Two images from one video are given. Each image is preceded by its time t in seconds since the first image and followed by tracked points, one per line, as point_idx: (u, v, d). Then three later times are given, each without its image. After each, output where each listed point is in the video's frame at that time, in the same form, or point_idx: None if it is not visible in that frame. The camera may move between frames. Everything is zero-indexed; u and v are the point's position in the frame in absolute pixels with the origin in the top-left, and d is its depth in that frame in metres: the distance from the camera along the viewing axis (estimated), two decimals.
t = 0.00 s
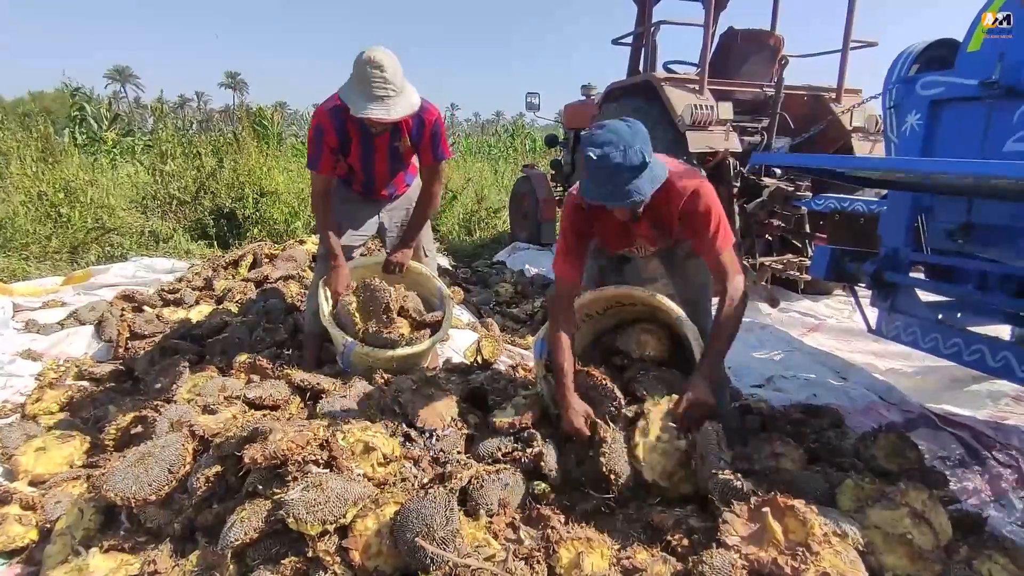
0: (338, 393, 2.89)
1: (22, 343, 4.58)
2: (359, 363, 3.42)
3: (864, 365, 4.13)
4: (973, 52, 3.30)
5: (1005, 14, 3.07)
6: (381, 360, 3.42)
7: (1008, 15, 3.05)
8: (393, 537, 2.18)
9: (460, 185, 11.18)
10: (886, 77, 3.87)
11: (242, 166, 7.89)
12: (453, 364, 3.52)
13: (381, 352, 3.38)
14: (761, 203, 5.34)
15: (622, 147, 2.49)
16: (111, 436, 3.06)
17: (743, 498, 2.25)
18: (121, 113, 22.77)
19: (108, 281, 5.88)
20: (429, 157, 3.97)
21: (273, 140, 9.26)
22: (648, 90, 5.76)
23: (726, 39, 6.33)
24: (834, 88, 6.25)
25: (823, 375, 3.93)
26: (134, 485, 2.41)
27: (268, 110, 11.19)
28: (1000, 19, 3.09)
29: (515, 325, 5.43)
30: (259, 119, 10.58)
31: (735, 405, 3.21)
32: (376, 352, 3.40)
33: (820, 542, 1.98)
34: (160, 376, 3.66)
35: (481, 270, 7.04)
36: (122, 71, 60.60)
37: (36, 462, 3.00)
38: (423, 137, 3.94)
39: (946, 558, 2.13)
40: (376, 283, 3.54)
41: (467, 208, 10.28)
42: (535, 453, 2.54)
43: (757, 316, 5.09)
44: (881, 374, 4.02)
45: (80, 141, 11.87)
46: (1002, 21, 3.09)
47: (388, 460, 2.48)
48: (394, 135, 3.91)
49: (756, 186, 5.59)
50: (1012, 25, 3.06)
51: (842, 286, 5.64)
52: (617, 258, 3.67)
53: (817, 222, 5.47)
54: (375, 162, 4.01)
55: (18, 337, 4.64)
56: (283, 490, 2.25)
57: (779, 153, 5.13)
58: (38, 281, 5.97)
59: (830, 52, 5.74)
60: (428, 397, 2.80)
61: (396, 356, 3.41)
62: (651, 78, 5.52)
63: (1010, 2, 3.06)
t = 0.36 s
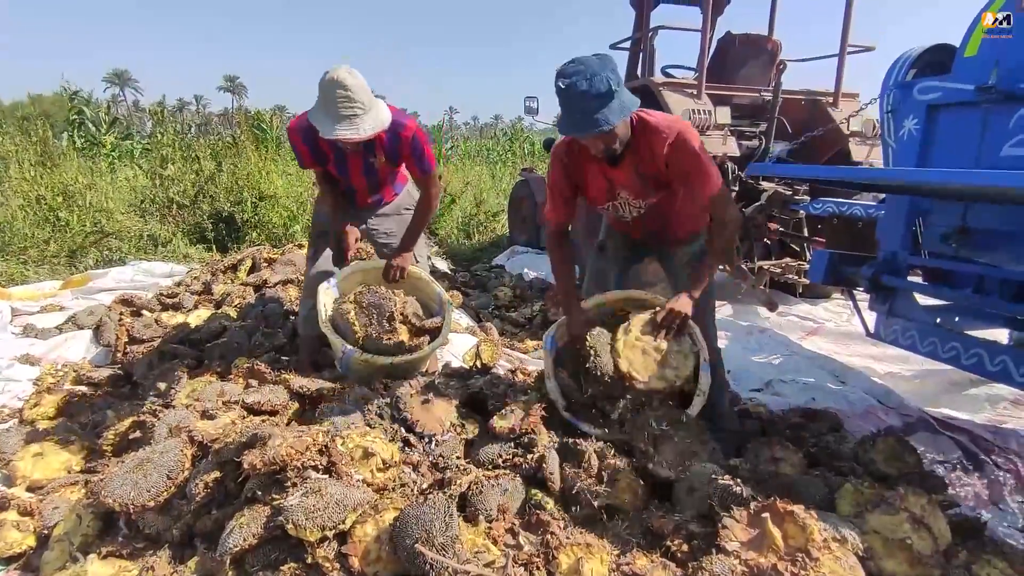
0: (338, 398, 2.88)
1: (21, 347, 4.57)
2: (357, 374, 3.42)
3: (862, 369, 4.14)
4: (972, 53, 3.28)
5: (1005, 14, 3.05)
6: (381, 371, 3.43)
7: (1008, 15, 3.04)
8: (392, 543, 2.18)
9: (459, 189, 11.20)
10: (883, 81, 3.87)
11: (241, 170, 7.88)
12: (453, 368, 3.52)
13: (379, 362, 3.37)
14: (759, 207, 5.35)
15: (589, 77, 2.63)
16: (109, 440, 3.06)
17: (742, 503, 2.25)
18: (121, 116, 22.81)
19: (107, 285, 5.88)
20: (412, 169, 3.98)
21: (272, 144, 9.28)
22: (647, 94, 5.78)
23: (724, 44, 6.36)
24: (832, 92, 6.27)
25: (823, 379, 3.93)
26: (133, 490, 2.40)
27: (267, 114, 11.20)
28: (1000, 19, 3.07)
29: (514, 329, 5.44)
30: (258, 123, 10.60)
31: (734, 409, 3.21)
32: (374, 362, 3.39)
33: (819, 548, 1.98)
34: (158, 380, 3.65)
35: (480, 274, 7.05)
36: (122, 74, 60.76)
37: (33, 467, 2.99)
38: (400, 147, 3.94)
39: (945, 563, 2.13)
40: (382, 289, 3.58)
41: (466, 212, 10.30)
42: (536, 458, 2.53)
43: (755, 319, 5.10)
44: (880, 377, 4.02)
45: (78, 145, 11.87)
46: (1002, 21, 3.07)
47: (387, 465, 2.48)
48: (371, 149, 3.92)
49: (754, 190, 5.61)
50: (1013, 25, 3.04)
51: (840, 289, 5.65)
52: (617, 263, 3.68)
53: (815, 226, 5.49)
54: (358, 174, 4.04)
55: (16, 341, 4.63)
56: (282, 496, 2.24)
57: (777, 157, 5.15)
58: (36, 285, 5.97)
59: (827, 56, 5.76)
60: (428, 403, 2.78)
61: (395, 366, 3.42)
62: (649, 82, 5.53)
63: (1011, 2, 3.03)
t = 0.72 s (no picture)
0: (338, 403, 2.89)
1: (20, 351, 4.58)
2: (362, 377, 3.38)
3: (862, 373, 4.15)
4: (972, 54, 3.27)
5: (1005, 14, 3.04)
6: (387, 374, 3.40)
7: (1008, 16, 3.03)
8: (392, 549, 2.18)
9: (459, 192, 11.22)
10: (881, 86, 3.88)
11: (241, 174, 7.89)
12: (453, 373, 3.52)
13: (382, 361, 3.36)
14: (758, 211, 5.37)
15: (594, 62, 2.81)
16: (109, 444, 3.06)
17: (741, 508, 2.26)
18: (120, 119, 22.83)
19: (107, 289, 5.88)
20: (407, 191, 4.11)
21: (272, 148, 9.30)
22: (646, 98, 5.80)
23: (723, 48, 6.38)
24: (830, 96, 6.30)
25: (822, 383, 3.93)
26: (133, 496, 2.40)
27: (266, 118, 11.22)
28: (1000, 19, 3.06)
29: (514, 333, 5.46)
30: (259, 127, 10.64)
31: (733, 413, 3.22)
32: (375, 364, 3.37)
33: (819, 553, 1.99)
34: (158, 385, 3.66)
35: (479, 277, 7.06)
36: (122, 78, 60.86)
37: (32, 471, 2.99)
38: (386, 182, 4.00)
39: (945, 567, 2.14)
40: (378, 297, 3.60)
41: (465, 216, 10.32)
42: (536, 464, 2.53)
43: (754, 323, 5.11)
44: (879, 381, 4.03)
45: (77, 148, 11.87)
46: (1003, 22, 3.06)
47: (387, 470, 2.47)
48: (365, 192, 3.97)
49: (753, 194, 5.63)
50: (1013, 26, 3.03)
51: (839, 293, 5.66)
52: (618, 270, 3.69)
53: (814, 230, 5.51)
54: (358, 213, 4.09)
55: (15, 346, 4.63)
56: (283, 501, 2.24)
57: (776, 161, 5.16)
58: (36, 289, 5.97)
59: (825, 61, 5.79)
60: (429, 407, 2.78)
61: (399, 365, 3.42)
62: (648, 87, 5.55)
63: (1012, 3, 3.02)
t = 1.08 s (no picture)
0: (337, 407, 2.88)
1: (18, 355, 4.57)
2: (362, 356, 3.41)
3: (860, 375, 4.15)
4: (971, 54, 3.26)
5: (1005, 14, 3.04)
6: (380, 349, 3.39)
7: (1008, 16, 3.02)
8: (391, 553, 2.17)
9: (457, 195, 11.25)
10: (877, 89, 3.87)
11: (240, 178, 7.89)
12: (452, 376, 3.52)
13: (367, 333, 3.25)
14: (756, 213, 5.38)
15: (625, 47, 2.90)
16: (107, 449, 3.06)
17: (740, 511, 2.25)
18: (119, 123, 22.87)
19: (105, 293, 5.88)
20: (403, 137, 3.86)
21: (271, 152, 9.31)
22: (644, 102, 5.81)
23: (720, 52, 6.40)
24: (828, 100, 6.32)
25: (821, 386, 3.93)
26: (131, 501, 2.40)
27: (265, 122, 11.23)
28: (1000, 19, 3.06)
29: (513, 337, 5.46)
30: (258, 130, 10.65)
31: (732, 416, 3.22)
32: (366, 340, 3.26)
33: (818, 556, 1.99)
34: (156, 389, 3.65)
35: (478, 280, 7.07)
36: (120, 81, 60.96)
37: (30, 476, 2.98)
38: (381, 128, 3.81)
39: (944, 570, 2.13)
40: (347, 264, 3.30)
41: (464, 219, 10.34)
42: (535, 467, 2.53)
43: (753, 326, 5.11)
44: (878, 384, 4.03)
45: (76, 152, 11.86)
46: (1002, 21, 3.06)
47: (386, 474, 2.48)
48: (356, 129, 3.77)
49: (751, 197, 5.64)
50: (1013, 26, 3.02)
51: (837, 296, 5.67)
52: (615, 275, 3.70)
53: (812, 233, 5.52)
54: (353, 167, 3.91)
55: (13, 349, 4.62)
56: (282, 505, 2.24)
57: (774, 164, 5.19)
58: (34, 293, 5.97)
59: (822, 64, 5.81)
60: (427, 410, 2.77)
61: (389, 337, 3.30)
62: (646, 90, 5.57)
63: (1013, 2, 3.02)
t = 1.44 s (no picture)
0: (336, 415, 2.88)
1: (17, 363, 4.57)
2: (318, 175, 3.06)
3: (859, 380, 4.15)
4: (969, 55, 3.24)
5: (1005, 14, 3.00)
6: (353, 167, 3.10)
7: (1009, 16, 2.98)
8: (390, 563, 2.17)
9: (456, 200, 11.29)
10: (874, 95, 3.87)
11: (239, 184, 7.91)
12: (450, 384, 3.54)
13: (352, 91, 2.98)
14: (754, 219, 5.40)
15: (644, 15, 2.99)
16: (105, 458, 3.05)
17: (738, 519, 2.26)
18: (118, 130, 22.94)
19: (104, 300, 5.89)
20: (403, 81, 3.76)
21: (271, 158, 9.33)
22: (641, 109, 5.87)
23: (717, 58, 6.44)
24: (824, 105, 6.36)
25: (819, 391, 3.93)
26: (130, 511, 2.39)
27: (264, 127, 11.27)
28: (1000, 19, 3.02)
29: (512, 342, 5.48)
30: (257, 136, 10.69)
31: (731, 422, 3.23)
32: (338, 129, 3.01)
33: (816, 564, 1.99)
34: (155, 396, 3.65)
35: (477, 286, 7.09)
36: (119, 87, 61.17)
37: (28, 486, 2.97)
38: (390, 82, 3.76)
39: None
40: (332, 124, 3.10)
41: (463, 224, 10.38)
42: (534, 475, 2.53)
43: (751, 332, 5.12)
44: (876, 388, 4.04)
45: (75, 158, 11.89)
46: (1003, 21, 3.02)
47: (384, 483, 2.48)
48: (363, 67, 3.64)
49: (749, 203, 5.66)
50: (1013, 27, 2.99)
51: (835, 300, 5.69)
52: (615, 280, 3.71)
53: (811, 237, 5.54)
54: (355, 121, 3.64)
55: (12, 358, 4.62)
56: (280, 515, 2.24)
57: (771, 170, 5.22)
58: (33, 300, 5.97)
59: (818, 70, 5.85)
60: (426, 417, 2.77)
61: (373, 146, 3.09)
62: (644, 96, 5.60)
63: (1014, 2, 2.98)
